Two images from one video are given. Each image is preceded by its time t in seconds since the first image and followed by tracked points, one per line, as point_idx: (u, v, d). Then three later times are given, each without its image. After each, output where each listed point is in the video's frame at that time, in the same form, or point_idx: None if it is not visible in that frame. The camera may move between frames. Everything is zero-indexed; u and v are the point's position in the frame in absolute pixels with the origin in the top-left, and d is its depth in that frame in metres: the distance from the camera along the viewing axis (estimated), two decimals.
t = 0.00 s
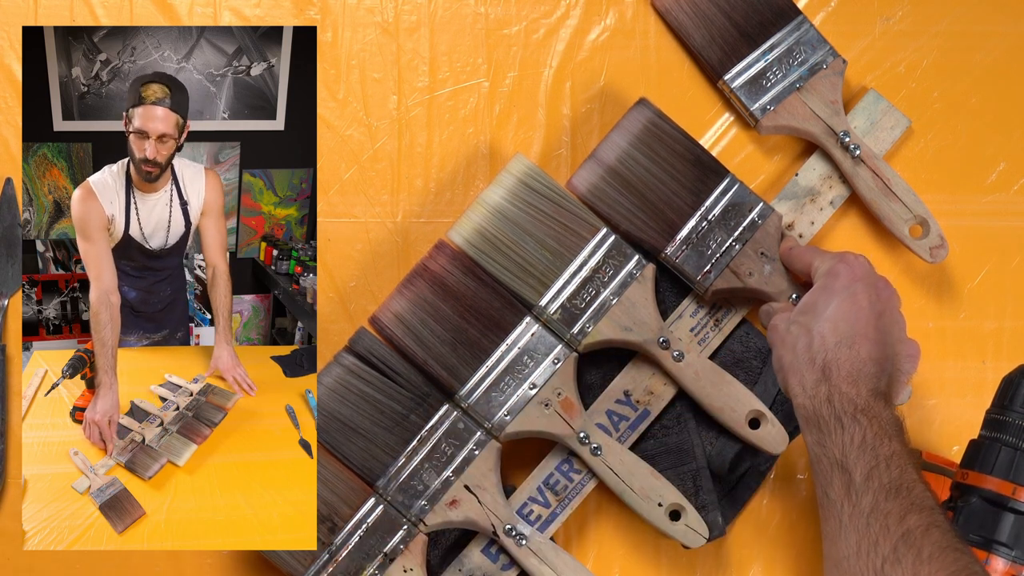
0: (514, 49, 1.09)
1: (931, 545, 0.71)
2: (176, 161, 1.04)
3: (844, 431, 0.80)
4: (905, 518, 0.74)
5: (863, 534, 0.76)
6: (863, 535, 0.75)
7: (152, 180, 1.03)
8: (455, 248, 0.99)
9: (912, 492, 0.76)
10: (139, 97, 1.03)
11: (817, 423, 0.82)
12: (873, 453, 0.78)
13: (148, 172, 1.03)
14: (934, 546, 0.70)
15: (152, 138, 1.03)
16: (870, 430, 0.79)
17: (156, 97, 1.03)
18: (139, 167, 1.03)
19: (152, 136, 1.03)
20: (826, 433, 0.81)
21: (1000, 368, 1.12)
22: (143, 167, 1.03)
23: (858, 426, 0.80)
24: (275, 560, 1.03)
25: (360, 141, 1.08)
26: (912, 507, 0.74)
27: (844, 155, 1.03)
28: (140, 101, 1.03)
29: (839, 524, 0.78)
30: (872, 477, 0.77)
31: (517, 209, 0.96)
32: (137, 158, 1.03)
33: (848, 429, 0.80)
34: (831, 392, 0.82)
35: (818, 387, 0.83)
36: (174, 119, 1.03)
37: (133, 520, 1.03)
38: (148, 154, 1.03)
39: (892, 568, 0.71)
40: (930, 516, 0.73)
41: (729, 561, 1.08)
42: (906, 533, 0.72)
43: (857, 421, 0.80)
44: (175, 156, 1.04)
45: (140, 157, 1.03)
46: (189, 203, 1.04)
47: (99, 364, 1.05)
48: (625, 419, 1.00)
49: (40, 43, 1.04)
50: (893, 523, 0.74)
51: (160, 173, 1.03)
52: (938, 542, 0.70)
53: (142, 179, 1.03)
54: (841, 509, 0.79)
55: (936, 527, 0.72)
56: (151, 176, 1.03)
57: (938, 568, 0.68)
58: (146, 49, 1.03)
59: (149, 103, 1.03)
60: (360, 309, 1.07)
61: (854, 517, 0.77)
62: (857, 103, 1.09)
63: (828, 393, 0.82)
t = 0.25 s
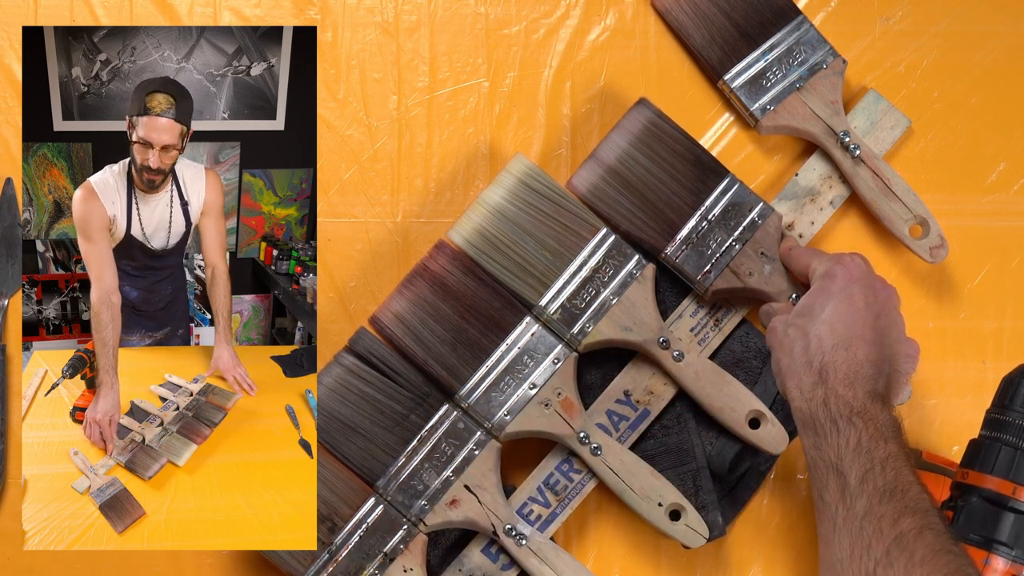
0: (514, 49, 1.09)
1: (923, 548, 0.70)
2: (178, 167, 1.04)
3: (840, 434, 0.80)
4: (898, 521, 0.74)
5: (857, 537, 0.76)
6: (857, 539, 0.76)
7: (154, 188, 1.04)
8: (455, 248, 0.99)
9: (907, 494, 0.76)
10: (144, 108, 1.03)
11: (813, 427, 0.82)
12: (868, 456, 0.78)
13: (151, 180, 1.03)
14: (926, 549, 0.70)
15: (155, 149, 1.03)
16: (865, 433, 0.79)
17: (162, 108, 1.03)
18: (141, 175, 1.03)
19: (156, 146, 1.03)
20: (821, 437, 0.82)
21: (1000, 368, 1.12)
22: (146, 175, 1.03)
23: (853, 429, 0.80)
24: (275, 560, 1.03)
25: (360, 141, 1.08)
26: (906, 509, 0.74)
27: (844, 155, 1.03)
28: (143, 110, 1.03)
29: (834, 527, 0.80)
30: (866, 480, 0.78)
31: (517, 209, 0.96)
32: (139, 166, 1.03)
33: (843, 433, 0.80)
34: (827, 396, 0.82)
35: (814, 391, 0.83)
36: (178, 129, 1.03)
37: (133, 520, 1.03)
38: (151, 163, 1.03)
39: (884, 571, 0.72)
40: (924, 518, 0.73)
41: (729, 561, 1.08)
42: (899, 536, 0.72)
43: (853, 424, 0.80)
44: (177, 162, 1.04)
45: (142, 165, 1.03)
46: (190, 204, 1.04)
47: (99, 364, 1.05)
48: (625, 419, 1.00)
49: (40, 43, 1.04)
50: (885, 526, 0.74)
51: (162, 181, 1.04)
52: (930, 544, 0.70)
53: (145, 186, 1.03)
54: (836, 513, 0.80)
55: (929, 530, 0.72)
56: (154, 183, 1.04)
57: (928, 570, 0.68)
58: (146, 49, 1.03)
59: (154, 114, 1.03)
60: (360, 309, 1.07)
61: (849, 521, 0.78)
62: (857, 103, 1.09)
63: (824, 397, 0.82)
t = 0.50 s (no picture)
0: (514, 49, 1.09)
1: (903, 552, 0.70)
2: (181, 168, 1.04)
3: (832, 434, 0.79)
4: (881, 523, 0.73)
5: (838, 538, 0.75)
6: (838, 539, 0.75)
7: (157, 188, 1.04)
8: (455, 248, 0.99)
9: (893, 497, 0.75)
10: (145, 109, 1.03)
11: (806, 425, 0.82)
12: (858, 457, 0.77)
13: (154, 180, 1.03)
14: (906, 552, 0.69)
15: (157, 150, 1.03)
16: (857, 434, 0.78)
17: (163, 110, 1.03)
18: (145, 176, 1.03)
19: (158, 148, 1.03)
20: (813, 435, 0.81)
21: (1000, 368, 1.12)
22: (149, 176, 1.03)
23: (845, 429, 0.79)
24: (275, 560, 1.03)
25: (360, 142, 1.08)
26: (890, 512, 0.73)
27: (844, 155, 1.03)
28: (144, 111, 1.03)
29: (817, 527, 0.78)
30: (854, 481, 0.77)
31: (517, 209, 0.96)
32: (142, 167, 1.03)
33: (835, 433, 0.79)
34: (823, 395, 0.81)
35: (810, 389, 0.82)
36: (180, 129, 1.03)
37: (133, 520, 1.03)
38: (154, 165, 1.03)
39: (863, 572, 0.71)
40: (907, 521, 0.72)
41: (729, 561, 1.07)
42: (880, 538, 0.71)
43: (845, 424, 0.79)
44: (180, 163, 1.04)
45: (145, 166, 1.03)
46: (193, 204, 1.05)
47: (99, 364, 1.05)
48: (625, 419, 1.00)
49: (40, 43, 1.04)
50: (868, 527, 0.73)
51: (166, 181, 1.04)
52: (912, 548, 0.69)
53: (148, 187, 1.03)
54: (821, 512, 0.78)
55: (912, 533, 0.71)
56: (157, 184, 1.04)
57: None
58: (146, 49, 1.03)
59: (155, 116, 1.03)
60: (360, 309, 1.07)
61: (832, 521, 0.76)
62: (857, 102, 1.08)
63: (819, 395, 0.82)
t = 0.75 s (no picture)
0: (514, 49, 1.09)
1: (858, 551, 0.65)
2: (198, 171, 1.04)
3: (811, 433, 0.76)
4: (842, 522, 0.68)
5: (800, 539, 0.70)
6: (799, 538, 0.71)
7: (173, 190, 1.03)
8: (455, 248, 0.99)
9: (862, 497, 0.69)
10: (162, 113, 1.03)
11: (789, 425, 0.79)
12: (833, 457, 0.73)
13: (170, 183, 1.03)
14: (860, 552, 0.65)
15: (174, 153, 1.03)
16: (834, 433, 0.74)
17: (180, 114, 1.03)
18: (161, 178, 1.03)
19: (174, 152, 1.03)
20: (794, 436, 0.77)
21: (1000, 368, 1.12)
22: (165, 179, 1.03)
23: (825, 429, 0.75)
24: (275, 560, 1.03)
25: (360, 141, 1.08)
26: (854, 512, 0.68)
27: (844, 155, 1.03)
28: (160, 115, 1.03)
29: (785, 527, 0.74)
30: (824, 481, 0.72)
31: (517, 209, 0.96)
32: (159, 170, 1.03)
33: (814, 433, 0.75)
34: (808, 395, 0.78)
35: (797, 389, 0.79)
36: (197, 133, 1.04)
37: (133, 520, 1.03)
38: (170, 168, 1.03)
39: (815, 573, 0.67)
40: (871, 522, 0.67)
41: (729, 561, 1.07)
42: (837, 537, 0.67)
43: (825, 424, 0.75)
44: (197, 166, 1.04)
45: (161, 169, 1.03)
46: (211, 206, 1.04)
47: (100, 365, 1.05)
48: (625, 419, 1.00)
49: (40, 43, 1.04)
50: (828, 526, 0.68)
51: (183, 183, 1.04)
52: (866, 548, 0.64)
53: (164, 189, 1.03)
54: (790, 513, 0.74)
55: (872, 534, 0.66)
56: (173, 186, 1.03)
57: (855, 575, 0.63)
58: (146, 49, 1.03)
59: (172, 120, 1.03)
60: (360, 309, 1.07)
61: (799, 521, 0.72)
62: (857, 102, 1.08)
63: (805, 395, 0.79)
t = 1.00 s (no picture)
0: (514, 49, 1.09)
1: (861, 552, 0.66)
2: (215, 175, 1.04)
3: (813, 434, 0.76)
4: (845, 523, 0.69)
5: (803, 539, 0.72)
6: (802, 540, 0.71)
7: (189, 193, 1.03)
8: (454, 248, 0.99)
9: (865, 496, 0.71)
10: (185, 115, 1.03)
11: (791, 425, 0.79)
12: (835, 457, 0.74)
13: (186, 185, 1.03)
14: (863, 552, 0.66)
15: (192, 156, 1.03)
16: (836, 433, 0.75)
17: (203, 118, 1.04)
18: (177, 179, 1.03)
19: (194, 154, 1.03)
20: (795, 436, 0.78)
21: (1000, 368, 1.12)
22: (181, 180, 1.03)
23: (826, 429, 0.76)
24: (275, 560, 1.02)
25: (360, 141, 1.08)
26: (857, 512, 0.70)
27: (844, 154, 1.03)
28: (184, 117, 1.03)
29: (789, 526, 0.75)
30: (827, 481, 0.73)
31: (517, 209, 0.96)
32: (176, 171, 1.03)
33: (816, 433, 0.76)
34: (809, 394, 0.79)
35: (798, 389, 0.80)
36: (218, 138, 1.04)
37: (133, 520, 1.03)
38: (187, 170, 1.03)
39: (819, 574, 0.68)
40: (874, 522, 0.68)
41: (729, 561, 1.07)
42: (841, 538, 0.68)
43: (826, 424, 0.76)
44: (215, 171, 1.04)
45: (179, 170, 1.03)
46: (225, 209, 1.04)
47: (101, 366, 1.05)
48: (625, 419, 1.00)
49: (40, 43, 1.04)
50: (831, 527, 0.69)
51: (198, 186, 1.03)
52: (871, 549, 0.66)
53: (179, 190, 1.03)
54: (794, 513, 0.75)
55: (875, 533, 0.67)
56: (188, 189, 1.03)
57: None
58: (146, 49, 1.03)
59: (195, 123, 1.04)
60: (360, 309, 1.07)
61: (801, 521, 0.73)
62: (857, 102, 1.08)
63: (806, 395, 0.79)
